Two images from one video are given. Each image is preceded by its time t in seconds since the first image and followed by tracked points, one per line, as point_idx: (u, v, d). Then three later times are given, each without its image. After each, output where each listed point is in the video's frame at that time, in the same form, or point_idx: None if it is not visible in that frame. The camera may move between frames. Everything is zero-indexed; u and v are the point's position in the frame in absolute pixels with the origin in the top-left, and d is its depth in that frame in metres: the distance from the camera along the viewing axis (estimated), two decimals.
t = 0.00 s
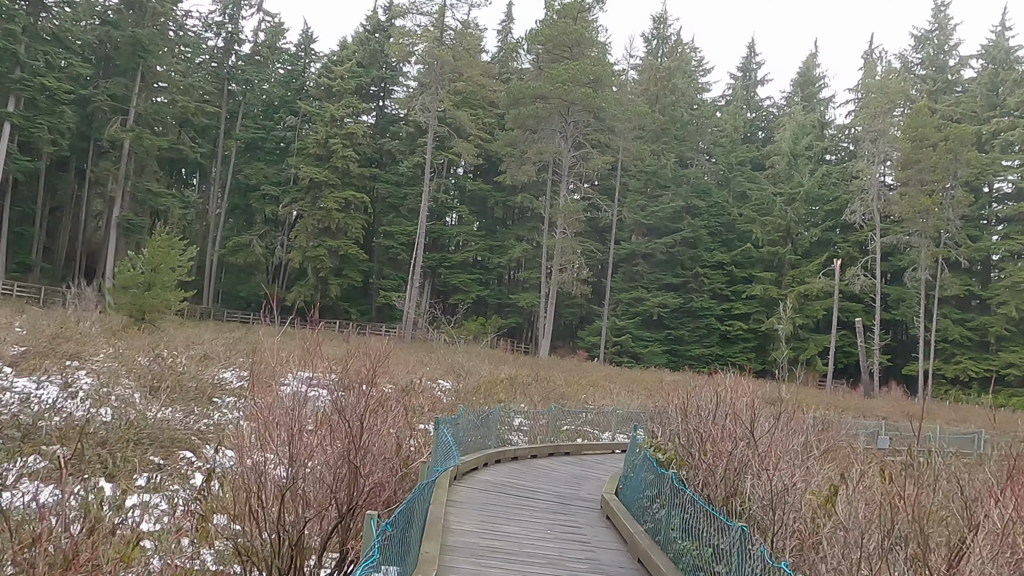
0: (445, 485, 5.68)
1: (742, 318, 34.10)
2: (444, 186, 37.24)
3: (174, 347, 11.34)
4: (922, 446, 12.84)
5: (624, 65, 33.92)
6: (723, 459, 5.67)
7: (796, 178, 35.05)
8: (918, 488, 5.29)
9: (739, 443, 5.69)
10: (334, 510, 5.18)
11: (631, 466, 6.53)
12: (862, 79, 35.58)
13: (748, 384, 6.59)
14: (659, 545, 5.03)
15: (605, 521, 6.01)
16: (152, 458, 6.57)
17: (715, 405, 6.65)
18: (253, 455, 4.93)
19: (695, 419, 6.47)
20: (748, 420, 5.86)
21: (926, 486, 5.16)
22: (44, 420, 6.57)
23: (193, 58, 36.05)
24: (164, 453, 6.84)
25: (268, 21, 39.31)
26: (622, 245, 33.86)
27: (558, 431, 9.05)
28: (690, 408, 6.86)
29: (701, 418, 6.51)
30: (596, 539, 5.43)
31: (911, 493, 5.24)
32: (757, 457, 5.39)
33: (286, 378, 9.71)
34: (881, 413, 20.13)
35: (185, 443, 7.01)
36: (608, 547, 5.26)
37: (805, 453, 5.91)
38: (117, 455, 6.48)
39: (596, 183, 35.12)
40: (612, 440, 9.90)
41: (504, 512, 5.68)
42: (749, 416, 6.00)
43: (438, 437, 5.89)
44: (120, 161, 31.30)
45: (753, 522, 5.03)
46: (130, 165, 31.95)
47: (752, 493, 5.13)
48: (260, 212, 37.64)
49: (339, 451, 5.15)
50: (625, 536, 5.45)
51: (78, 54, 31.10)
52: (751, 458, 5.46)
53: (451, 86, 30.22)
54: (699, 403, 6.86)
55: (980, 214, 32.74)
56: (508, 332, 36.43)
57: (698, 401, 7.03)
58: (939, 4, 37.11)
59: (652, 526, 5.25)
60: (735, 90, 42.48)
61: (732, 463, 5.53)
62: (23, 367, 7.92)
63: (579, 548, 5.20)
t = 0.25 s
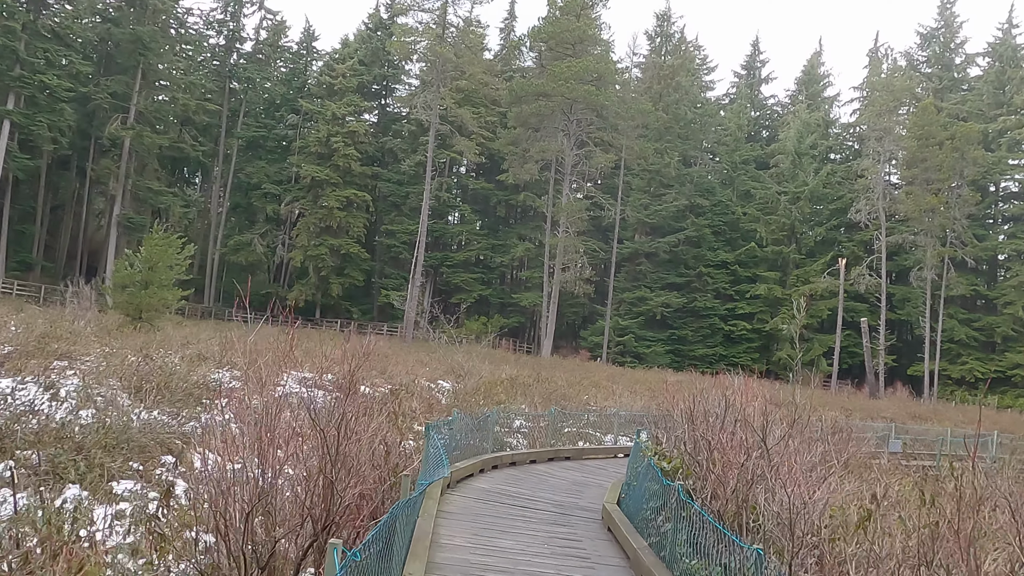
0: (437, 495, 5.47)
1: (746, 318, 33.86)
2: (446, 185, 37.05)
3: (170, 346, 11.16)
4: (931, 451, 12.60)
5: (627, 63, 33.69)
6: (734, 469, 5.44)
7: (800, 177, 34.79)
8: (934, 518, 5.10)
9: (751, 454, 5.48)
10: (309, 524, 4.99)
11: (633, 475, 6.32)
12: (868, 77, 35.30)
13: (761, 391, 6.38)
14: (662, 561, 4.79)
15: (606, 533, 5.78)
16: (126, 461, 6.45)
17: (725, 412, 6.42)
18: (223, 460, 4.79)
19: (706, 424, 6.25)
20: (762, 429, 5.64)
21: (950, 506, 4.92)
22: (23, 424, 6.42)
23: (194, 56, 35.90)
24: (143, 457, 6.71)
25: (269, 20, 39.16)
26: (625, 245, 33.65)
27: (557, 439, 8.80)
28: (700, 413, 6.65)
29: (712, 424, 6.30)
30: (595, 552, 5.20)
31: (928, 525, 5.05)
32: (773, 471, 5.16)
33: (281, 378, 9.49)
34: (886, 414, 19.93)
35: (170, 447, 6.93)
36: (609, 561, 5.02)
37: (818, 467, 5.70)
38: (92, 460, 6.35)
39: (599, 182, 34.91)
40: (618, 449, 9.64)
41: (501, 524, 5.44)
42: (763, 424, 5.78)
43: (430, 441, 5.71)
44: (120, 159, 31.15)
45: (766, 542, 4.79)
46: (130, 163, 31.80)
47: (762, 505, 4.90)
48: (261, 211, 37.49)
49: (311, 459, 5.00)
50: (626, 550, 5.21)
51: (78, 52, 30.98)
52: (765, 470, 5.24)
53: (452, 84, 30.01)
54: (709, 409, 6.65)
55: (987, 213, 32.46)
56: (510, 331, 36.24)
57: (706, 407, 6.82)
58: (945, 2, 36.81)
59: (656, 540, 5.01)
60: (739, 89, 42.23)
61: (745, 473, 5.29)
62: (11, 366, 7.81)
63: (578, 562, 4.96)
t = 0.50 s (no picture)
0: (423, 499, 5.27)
1: (748, 317, 33.64)
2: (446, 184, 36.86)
3: (161, 343, 10.98)
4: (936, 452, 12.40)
5: (628, 61, 33.48)
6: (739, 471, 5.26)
7: (803, 176, 34.57)
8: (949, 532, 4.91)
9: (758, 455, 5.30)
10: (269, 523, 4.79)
11: (632, 476, 6.13)
12: (871, 75, 35.05)
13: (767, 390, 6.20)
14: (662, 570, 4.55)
15: (602, 540, 5.53)
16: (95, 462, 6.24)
17: (729, 411, 6.24)
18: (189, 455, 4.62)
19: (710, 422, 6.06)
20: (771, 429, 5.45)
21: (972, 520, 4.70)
22: None
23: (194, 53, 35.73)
24: (118, 457, 6.55)
25: (269, 17, 38.98)
26: (626, 243, 33.45)
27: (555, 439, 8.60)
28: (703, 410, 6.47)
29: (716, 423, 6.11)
30: (591, 561, 4.96)
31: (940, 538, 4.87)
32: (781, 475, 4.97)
33: (272, 376, 9.27)
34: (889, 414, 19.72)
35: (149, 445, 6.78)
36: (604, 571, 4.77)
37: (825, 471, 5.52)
38: (58, 461, 6.15)
39: (600, 180, 34.71)
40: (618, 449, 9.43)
41: (493, 531, 5.21)
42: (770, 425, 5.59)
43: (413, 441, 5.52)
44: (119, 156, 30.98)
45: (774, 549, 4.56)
46: (129, 161, 31.63)
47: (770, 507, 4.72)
48: (261, 209, 37.32)
49: (283, 457, 4.88)
50: (623, 558, 4.96)
51: (77, 49, 30.84)
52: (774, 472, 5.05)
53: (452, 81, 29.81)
54: (713, 407, 6.48)
55: (991, 212, 32.22)
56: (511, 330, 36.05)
57: (710, 404, 6.64)
58: None
59: (655, 547, 4.79)
60: (742, 87, 41.98)
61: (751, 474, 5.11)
62: None
63: (572, 572, 4.70)
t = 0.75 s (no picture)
0: (404, 516, 4.99)
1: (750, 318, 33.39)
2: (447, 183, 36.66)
3: (151, 343, 10.76)
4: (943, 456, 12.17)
5: (630, 59, 33.27)
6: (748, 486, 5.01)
7: (805, 176, 34.34)
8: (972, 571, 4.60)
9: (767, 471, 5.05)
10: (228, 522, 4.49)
11: (631, 488, 5.87)
12: (875, 74, 34.80)
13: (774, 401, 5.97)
14: None
15: (598, 559, 5.19)
16: (57, 470, 5.95)
17: (735, 421, 6.01)
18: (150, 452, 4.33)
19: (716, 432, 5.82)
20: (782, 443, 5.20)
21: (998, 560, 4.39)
22: None
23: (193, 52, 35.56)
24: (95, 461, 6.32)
25: (269, 15, 38.79)
26: (628, 243, 33.22)
27: (553, 445, 8.37)
28: (708, 419, 6.24)
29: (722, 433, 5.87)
30: None
31: None
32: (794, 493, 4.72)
33: (263, 378, 9.04)
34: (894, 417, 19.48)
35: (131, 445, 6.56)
36: None
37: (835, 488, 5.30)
38: (20, 467, 5.88)
39: (601, 179, 34.50)
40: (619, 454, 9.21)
41: (481, 549, 4.87)
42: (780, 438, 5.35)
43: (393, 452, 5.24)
44: (117, 155, 30.80)
45: None
46: (127, 159, 31.45)
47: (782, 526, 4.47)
48: (260, 208, 37.13)
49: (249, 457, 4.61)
50: None
51: (75, 47, 30.67)
52: (786, 489, 4.81)
53: (452, 79, 29.60)
54: (717, 416, 6.25)
55: (995, 212, 31.97)
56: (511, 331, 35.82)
57: (714, 414, 6.41)
58: None
59: (657, 572, 4.46)
60: (744, 86, 41.75)
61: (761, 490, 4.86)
62: None
63: None
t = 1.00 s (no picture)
0: (389, 526, 4.64)
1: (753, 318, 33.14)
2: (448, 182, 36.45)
3: (144, 341, 10.55)
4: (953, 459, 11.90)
5: (632, 58, 33.05)
6: (767, 496, 4.71)
7: (809, 175, 34.10)
8: None
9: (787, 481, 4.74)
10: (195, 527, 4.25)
11: (636, 497, 5.57)
12: (879, 73, 34.56)
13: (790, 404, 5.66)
14: None
15: (601, 572, 4.80)
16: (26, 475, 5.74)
17: (749, 426, 5.70)
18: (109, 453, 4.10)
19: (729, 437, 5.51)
20: (801, 450, 4.89)
21: None
22: None
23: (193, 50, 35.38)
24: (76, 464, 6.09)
25: (269, 13, 38.59)
26: (629, 243, 32.99)
27: (553, 450, 8.11)
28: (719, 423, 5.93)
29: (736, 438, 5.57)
30: None
31: None
32: (816, 504, 4.41)
33: (256, 377, 8.81)
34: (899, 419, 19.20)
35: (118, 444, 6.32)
36: None
37: (858, 497, 4.99)
38: None
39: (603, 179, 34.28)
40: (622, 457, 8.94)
41: (474, 561, 4.54)
42: (800, 444, 5.04)
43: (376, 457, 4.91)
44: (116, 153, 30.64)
45: None
46: (127, 158, 31.28)
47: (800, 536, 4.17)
48: (260, 207, 36.94)
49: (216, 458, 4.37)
50: None
51: (74, 44, 30.53)
52: (809, 500, 4.49)
53: (453, 77, 29.41)
54: (730, 420, 5.94)
55: (1000, 212, 31.71)
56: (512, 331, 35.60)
57: (726, 418, 6.11)
58: None
59: None
60: (747, 86, 41.50)
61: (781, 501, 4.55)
62: None
63: None
